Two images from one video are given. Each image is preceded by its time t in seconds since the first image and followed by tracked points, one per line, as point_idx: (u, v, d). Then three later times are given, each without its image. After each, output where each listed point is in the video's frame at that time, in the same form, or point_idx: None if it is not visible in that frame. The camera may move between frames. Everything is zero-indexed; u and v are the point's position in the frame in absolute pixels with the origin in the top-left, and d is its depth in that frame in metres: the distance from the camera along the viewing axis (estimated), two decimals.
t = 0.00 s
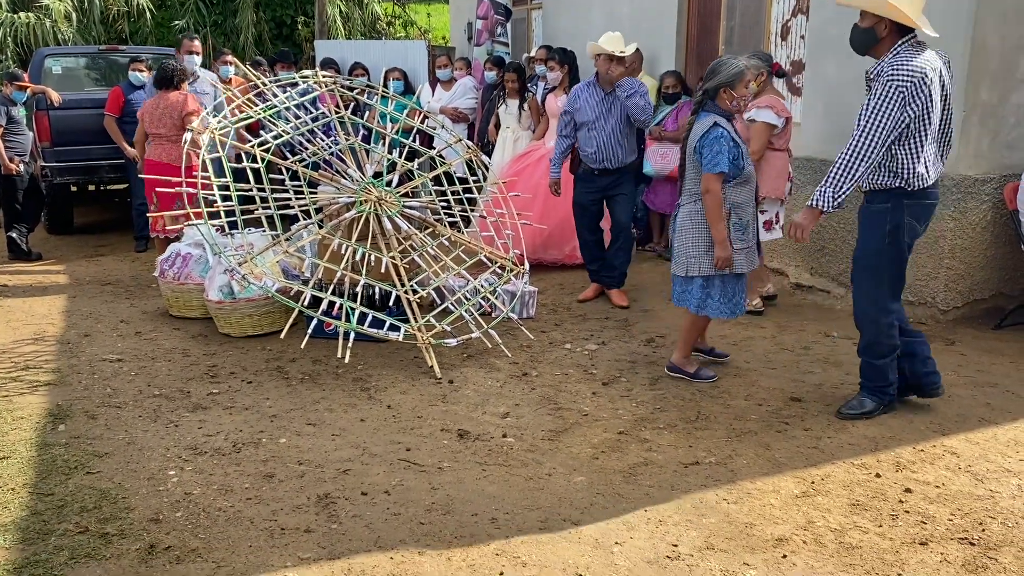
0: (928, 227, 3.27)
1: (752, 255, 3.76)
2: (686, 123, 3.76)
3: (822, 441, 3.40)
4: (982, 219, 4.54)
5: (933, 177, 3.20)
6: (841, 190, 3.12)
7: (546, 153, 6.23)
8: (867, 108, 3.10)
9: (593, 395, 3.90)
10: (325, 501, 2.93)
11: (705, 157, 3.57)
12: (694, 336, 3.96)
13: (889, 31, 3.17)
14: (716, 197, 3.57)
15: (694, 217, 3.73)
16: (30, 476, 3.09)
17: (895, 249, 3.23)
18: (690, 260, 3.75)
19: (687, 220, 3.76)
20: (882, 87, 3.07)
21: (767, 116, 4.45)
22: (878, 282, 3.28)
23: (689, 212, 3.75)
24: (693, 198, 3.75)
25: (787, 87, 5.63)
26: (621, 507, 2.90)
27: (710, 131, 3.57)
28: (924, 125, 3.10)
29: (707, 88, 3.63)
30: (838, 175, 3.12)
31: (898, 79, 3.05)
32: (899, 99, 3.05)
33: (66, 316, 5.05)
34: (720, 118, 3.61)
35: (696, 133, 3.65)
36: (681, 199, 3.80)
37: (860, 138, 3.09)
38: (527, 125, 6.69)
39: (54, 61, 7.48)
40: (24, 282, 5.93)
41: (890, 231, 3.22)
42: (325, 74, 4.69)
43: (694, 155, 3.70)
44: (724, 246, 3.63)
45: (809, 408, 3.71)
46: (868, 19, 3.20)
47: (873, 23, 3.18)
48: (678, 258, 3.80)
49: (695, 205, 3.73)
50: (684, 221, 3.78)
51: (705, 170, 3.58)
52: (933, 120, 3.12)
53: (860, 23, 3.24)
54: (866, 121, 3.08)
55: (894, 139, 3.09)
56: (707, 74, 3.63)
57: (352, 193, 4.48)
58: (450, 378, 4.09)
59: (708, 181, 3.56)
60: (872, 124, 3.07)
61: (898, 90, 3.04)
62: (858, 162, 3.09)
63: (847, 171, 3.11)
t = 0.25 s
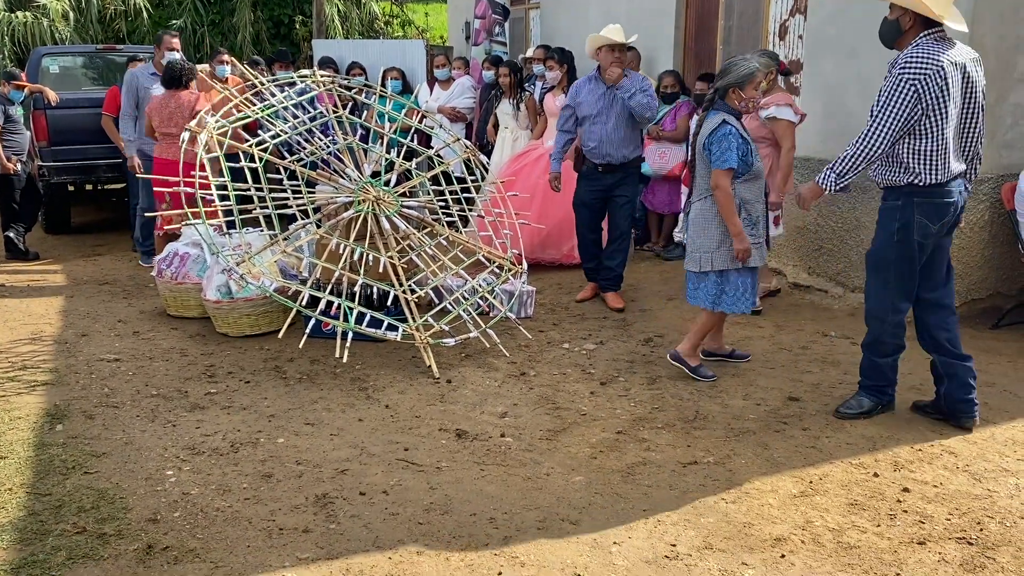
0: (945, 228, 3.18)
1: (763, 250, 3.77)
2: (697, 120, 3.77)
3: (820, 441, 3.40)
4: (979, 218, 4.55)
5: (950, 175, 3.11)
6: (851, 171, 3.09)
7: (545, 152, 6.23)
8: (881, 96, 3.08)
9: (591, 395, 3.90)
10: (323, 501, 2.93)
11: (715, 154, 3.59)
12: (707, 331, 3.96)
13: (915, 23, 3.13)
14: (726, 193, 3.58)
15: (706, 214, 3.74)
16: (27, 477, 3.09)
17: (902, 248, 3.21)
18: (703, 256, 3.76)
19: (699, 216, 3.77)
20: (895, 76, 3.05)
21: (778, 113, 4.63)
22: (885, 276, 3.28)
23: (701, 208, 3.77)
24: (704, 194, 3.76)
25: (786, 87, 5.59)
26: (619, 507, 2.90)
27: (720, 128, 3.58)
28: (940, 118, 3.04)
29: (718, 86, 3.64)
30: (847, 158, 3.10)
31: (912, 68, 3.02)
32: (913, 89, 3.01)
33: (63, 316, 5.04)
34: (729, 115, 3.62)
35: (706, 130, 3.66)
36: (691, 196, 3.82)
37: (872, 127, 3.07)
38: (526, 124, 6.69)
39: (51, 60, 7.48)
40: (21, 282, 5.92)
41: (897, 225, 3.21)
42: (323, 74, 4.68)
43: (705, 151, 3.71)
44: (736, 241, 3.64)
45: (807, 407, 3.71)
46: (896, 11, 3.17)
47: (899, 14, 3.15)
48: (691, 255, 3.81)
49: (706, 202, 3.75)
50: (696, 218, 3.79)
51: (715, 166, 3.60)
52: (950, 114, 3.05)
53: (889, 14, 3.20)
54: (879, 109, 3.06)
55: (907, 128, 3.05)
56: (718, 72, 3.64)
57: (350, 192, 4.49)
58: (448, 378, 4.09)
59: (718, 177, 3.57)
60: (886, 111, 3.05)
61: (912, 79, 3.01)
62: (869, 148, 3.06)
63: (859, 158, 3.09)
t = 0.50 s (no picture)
0: (955, 233, 3.14)
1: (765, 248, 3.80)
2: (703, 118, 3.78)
3: (818, 442, 3.40)
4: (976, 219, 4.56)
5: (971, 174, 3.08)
6: (895, 189, 3.05)
7: (543, 153, 6.23)
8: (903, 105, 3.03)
9: (589, 396, 3.89)
10: (321, 503, 2.92)
11: (719, 152, 3.61)
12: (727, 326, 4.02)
13: (933, 25, 3.07)
14: (728, 191, 3.60)
15: (709, 211, 3.77)
16: (25, 479, 3.08)
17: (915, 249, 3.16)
18: (705, 253, 3.79)
19: (702, 213, 3.80)
20: (913, 81, 3.00)
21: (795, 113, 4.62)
22: (894, 281, 3.21)
23: (704, 207, 3.78)
24: (707, 191, 3.79)
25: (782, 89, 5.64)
26: (618, 508, 2.90)
27: (725, 126, 3.60)
28: (963, 119, 3.00)
29: (726, 85, 3.64)
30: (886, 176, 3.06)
31: (928, 71, 2.97)
32: (934, 93, 2.96)
33: (60, 317, 5.02)
34: (735, 115, 3.62)
35: (711, 128, 3.68)
36: (696, 193, 3.84)
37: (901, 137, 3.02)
38: (524, 125, 6.68)
39: (48, 61, 7.46)
40: (18, 283, 5.91)
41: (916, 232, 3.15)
42: (321, 75, 4.68)
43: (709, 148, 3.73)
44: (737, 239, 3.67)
45: (806, 408, 3.71)
46: (914, 15, 3.13)
47: (916, 18, 3.11)
48: (693, 251, 3.85)
49: (709, 199, 3.77)
50: (699, 214, 3.82)
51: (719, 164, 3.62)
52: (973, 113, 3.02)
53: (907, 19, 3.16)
54: (904, 118, 3.02)
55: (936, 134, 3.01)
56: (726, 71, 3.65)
57: (348, 193, 4.50)
58: (446, 379, 4.09)
59: (720, 175, 3.59)
60: (912, 119, 3.00)
61: (932, 83, 2.96)
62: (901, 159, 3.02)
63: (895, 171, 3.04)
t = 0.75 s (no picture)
0: (955, 233, 3.10)
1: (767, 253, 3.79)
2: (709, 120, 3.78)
3: (816, 445, 3.40)
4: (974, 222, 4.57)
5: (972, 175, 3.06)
6: (922, 189, 2.96)
7: (541, 156, 6.24)
8: (913, 103, 2.96)
9: (587, 399, 3.89)
10: (319, 507, 2.92)
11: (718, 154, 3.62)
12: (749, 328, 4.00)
13: (933, 24, 3.08)
14: (725, 193, 3.60)
15: (709, 211, 3.78)
16: (21, 483, 3.07)
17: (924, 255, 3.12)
18: (703, 254, 3.80)
19: (703, 214, 3.81)
20: (920, 78, 2.95)
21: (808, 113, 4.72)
22: (901, 284, 3.19)
23: (704, 209, 3.80)
24: (709, 192, 3.80)
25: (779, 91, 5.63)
26: (616, 512, 2.90)
27: (726, 128, 3.60)
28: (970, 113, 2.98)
29: (733, 88, 3.64)
30: (911, 176, 2.97)
31: (935, 67, 2.93)
32: (944, 87, 2.92)
33: (57, 321, 5.01)
34: (740, 118, 3.62)
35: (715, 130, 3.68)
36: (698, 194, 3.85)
37: (919, 134, 2.94)
38: (523, 127, 6.68)
39: (45, 63, 7.42)
40: (15, 286, 5.90)
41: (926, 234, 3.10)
42: (318, 78, 4.68)
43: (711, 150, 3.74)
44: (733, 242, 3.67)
45: (803, 411, 3.71)
46: (915, 15, 3.13)
47: (917, 18, 3.11)
48: (692, 251, 3.86)
49: (709, 200, 3.79)
50: (700, 215, 3.83)
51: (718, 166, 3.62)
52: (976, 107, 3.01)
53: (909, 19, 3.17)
54: (920, 115, 2.94)
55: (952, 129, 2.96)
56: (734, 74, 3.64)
57: (345, 196, 4.48)
58: (444, 382, 4.09)
59: (718, 177, 3.60)
60: (928, 116, 2.93)
61: (941, 77, 2.92)
62: (925, 157, 2.93)
63: (919, 169, 2.95)
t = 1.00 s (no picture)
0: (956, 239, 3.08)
1: (777, 262, 3.76)
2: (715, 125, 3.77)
3: (813, 449, 3.40)
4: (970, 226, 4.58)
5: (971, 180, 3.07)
6: (930, 199, 2.95)
7: (539, 159, 6.25)
8: (923, 108, 2.94)
9: (584, 403, 3.89)
10: (316, 512, 2.91)
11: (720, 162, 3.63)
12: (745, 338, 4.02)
13: (917, 33, 3.08)
14: (724, 201, 3.62)
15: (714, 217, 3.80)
16: (17, 487, 3.06)
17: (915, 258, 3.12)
18: (708, 259, 3.84)
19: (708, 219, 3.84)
20: (932, 84, 2.92)
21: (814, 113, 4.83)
22: (891, 286, 3.18)
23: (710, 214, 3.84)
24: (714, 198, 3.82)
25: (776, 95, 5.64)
26: (613, 517, 2.89)
27: (727, 136, 3.62)
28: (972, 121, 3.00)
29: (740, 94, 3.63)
30: (920, 184, 2.95)
31: (946, 73, 2.91)
32: (956, 94, 2.91)
33: (54, 324, 5.00)
34: (744, 124, 3.62)
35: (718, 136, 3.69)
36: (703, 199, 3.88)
37: (931, 141, 2.92)
38: (521, 131, 6.68)
39: (42, 66, 7.43)
40: (11, 289, 5.89)
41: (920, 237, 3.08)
42: (315, 81, 4.67)
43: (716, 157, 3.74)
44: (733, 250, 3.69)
45: (800, 415, 3.72)
46: (898, 21, 3.12)
47: (902, 25, 3.10)
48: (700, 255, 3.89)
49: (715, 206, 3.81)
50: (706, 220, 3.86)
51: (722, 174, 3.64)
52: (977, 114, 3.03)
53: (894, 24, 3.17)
54: (932, 121, 2.92)
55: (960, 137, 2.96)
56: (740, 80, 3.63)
57: (343, 200, 4.48)
58: (441, 386, 4.08)
59: (719, 184, 3.62)
60: (940, 123, 2.91)
61: (953, 84, 2.91)
62: (937, 165, 2.91)
63: (930, 176, 2.93)
